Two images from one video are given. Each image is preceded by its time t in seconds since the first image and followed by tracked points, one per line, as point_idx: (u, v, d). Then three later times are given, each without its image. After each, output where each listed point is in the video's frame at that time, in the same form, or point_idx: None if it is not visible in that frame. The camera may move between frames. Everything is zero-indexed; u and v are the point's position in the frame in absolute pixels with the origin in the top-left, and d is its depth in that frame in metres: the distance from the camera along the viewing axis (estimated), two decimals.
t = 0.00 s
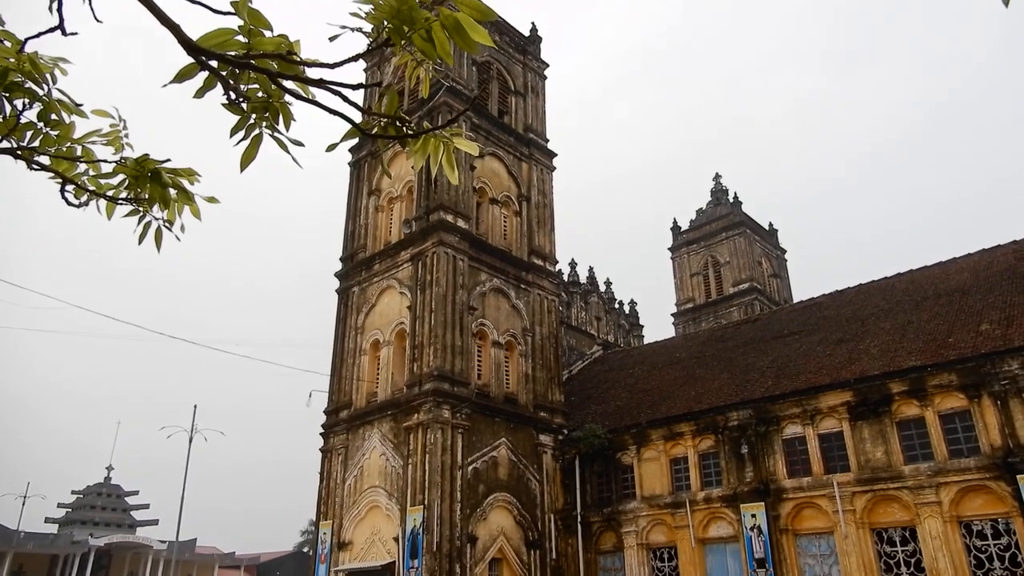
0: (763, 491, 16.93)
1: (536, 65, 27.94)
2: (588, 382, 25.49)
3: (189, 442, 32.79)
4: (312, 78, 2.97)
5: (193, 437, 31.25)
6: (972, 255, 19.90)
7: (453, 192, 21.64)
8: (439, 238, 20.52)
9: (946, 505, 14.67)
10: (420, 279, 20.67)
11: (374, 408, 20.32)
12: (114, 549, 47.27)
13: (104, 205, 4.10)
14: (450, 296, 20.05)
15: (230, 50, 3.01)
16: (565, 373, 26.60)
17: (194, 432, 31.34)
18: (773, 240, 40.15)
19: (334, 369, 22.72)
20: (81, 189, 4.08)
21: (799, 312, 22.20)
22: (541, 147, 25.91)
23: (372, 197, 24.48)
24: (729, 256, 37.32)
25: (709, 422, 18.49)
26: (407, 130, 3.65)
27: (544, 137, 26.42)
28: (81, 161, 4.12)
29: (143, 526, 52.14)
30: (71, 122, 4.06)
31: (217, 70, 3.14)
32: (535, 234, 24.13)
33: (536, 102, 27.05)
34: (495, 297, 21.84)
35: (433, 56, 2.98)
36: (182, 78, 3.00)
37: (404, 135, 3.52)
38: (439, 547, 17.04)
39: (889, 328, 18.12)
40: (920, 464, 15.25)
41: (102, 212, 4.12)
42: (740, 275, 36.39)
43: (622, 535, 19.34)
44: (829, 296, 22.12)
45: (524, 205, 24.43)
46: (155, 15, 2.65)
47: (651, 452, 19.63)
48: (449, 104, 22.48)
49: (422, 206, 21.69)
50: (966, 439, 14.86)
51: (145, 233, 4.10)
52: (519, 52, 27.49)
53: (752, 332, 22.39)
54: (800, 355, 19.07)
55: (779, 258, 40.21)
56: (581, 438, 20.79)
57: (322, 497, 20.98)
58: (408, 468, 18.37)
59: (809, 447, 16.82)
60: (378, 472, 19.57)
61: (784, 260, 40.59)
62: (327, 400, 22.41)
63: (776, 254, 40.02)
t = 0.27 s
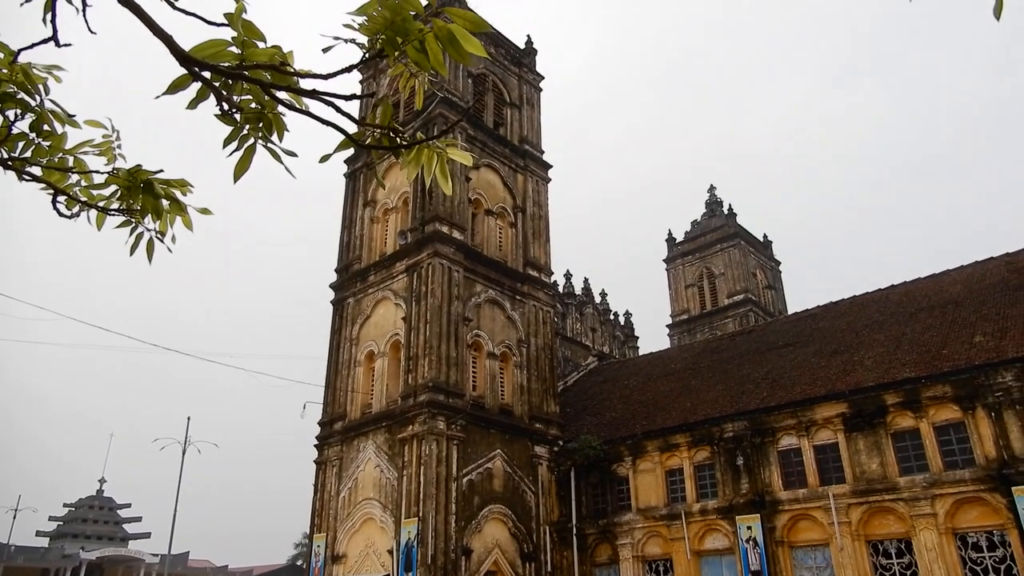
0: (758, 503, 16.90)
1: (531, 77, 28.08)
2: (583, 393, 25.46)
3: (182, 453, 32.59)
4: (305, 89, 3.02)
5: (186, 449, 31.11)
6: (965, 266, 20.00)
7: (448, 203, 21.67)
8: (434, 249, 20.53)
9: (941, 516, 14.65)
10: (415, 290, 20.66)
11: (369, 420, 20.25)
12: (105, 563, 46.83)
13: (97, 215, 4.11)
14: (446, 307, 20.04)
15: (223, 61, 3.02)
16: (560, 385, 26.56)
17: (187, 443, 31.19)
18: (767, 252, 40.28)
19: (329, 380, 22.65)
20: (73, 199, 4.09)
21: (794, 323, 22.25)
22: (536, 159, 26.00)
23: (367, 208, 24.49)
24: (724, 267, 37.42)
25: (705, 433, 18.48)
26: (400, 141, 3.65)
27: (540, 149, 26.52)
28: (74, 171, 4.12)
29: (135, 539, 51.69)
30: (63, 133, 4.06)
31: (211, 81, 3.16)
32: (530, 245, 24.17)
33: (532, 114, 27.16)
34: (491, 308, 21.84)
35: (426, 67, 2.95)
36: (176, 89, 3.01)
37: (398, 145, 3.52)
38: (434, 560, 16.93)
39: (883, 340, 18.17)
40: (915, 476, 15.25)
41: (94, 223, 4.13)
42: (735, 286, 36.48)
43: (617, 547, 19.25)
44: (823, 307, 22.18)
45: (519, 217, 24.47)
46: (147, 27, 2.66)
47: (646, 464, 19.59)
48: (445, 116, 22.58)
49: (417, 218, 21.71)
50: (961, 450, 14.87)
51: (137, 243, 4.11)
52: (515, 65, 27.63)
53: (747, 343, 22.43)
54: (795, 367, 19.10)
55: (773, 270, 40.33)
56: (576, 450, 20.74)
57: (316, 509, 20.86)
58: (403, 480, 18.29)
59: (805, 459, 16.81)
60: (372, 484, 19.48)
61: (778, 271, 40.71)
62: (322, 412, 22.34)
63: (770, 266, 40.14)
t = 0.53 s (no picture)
0: (755, 509, 16.88)
1: (525, 84, 28.15)
2: (579, 400, 25.44)
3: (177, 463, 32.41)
4: (298, 96, 2.97)
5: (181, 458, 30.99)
6: (959, 271, 20.06)
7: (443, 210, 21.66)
8: (430, 256, 20.52)
9: (938, 521, 14.66)
10: (410, 297, 20.63)
11: (364, 428, 20.18)
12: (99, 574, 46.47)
13: (89, 224, 4.09)
14: (441, 314, 20.02)
15: (216, 69, 3.00)
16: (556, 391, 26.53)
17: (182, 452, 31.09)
18: (762, 257, 40.37)
19: (324, 388, 22.58)
20: (65, 208, 4.07)
21: (789, 328, 22.29)
22: (531, 166, 26.04)
23: (362, 216, 24.47)
24: (718, 273, 37.49)
25: (701, 439, 18.47)
26: (394, 148, 3.64)
27: (534, 156, 26.56)
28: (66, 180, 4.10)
29: (129, 549, 51.32)
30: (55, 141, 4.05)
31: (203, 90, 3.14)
32: (525, 252, 24.18)
33: (526, 121, 27.21)
34: (486, 315, 21.82)
35: (420, 75, 2.99)
36: (168, 97, 3.00)
37: (391, 153, 3.51)
38: (430, 569, 16.85)
39: (879, 345, 18.21)
40: (911, 480, 15.26)
41: (87, 231, 4.11)
42: (730, 291, 36.53)
43: (615, 554, 19.20)
44: (818, 312, 22.22)
45: (514, 223, 24.48)
46: (140, 34, 2.65)
47: (643, 471, 19.56)
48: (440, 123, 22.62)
49: (412, 225, 21.69)
50: (957, 455, 14.89)
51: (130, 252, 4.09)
52: (509, 72, 27.69)
53: (743, 349, 22.45)
54: (791, 372, 19.11)
55: (768, 275, 40.41)
56: (573, 456, 20.70)
57: (312, 518, 20.76)
58: (399, 488, 18.22)
59: (801, 464, 16.81)
60: (368, 492, 19.40)
61: (773, 276, 40.78)
62: (317, 420, 22.26)
63: (765, 271, 40.22)
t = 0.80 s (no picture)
0: (750, 518, 16.86)
1: (518, 94, 28.25)
2: (574, 409, 25.40)
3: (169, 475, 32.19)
4: (289, 109, 2.97)
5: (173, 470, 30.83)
6: (950, 279, 20.16)
7: (437, 220, 21.67)
8: (423, 266, 20.50)
9: (932, 529, 14.66)
10: (404, 307, 20.60)
11: (358, 438, 20.10)
12: None
13: (79, 235, 4.07)
14: (435, 324, 19.99)
15: (206, 80, 2.99)
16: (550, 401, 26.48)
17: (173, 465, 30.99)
18: (754, 266, 40.50)
19: (317, 399, 22.50)
20: (55, 219, 4.05)
21: (782, 337, 22.33)
22: (524, 176, 26.09)
23: (355, 226, 24.45)
24: (712, 282, 37.58)
25: (695, 448, 18.45)
26: (384, 160, 3.64)
27: (528, 165, 26.62)
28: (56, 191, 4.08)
29: (120, 562, 50.83)
30: (45, 152, 4.03)
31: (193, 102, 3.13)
32: (518, 261, 24.19)
33: (519, 130, 27.28)
34: (480, 324, 21.79)
35: (411, 87, 2.99)
36: (158, 109, 2.99)
37: (382, 165, 3.51)
38: None
39: (872, 353, 18.25)
40: (905, 489, 15.27)
41: (77, 242, 4.09)
42: (723, 300, 36.60)
43: (609, 564, 19.13)
44: (811, 321, 22.28)
45: (508, 233, 24.50)
46: (129, 45, 2.65)
47: (637, 480, 19.52)
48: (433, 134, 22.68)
49: (406, 235, 21.67)
50: (950, 463, 14.91)
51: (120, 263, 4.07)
52: (502, 82, 27.77)
53: (736, 358, 22.47)
54: (784, 381, 19.14)
55: (761, 284, 40.52)
56: (567, 466, 20.66)
57: (305, 529, 20.64)
58: (392, 499, 18.14)
59: (795, 473, 16.80)
60: (361, 503, 19.29)
61: (766, 285, 40.90)
62: (310, 431, 22.17)
63: (758, 280, 40.33)
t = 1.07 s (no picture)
0: (744, 526, 16.85)
1: (514, 102, 28.31)
2: (568, 417, 25.37)
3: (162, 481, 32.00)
4: (280, 113, 2.98)
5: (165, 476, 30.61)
6: (944, 288, 20.24)
7: (433, 227, 21.67)
8: (418, 272, 20.49)
9: (926, 538, 14.66)
10: (399, 313, 20.57)
11: (352, 445, 20.03)
12: None
13: (70, 240, 4.07)
14: (430, 330, 19.96)
15: (198, 85, 3.00)
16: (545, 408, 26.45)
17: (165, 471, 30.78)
18: (749, 274, 40.59)
19: (312, 406, 22.43)
20: (45, 224, 4.04)
21: (777, 345, 22.37)
22: (519, 183, 26.12)
23: (351, 232, 24.44)
24: (707, 289, 37.64)
25: (690, 456, 18.45)
26: (377, 165, 3.64)
27: (523, 173, 26.66)
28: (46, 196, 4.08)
29: (110, 569, 50.42)
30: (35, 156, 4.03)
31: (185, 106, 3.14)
32: (514, 268, 24.19)
33: (515, 138, 27.33)
34: (475, 331, 21.77)
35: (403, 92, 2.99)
36: (149, 113, 3.00)
37: (374, 170, 3.51)
38: None
39: (866, 361, 18.30)
40: (899, 497, 15.28)
41: (68, 247, 4.09)
42: (718, 308, 36.67)
43: (604, 572, 19.07)
44: (805, 329, 22.32)
45: (503, 240, 24.51)
46: (119, 50, 2.65)
47: (632, 488, 19.49)
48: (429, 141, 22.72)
49: (401, 241, 21.66)
50: (944, 471, 14.93)
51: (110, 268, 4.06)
52: (498, 89, 27.84)
53: (731, 365, 22.49)
54: (779, 388, 19.17)
55: (756, 291, 40.62)
56: (562, 474, 20.62)
57: (298, 537, 20.54)
58: (386, 506, 18.07)
59: (790, 481, 16.81)
60: (355, 510, 19.21)
61: (760, 293, 40.99)
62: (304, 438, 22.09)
63: (753, 288, 40.40)
